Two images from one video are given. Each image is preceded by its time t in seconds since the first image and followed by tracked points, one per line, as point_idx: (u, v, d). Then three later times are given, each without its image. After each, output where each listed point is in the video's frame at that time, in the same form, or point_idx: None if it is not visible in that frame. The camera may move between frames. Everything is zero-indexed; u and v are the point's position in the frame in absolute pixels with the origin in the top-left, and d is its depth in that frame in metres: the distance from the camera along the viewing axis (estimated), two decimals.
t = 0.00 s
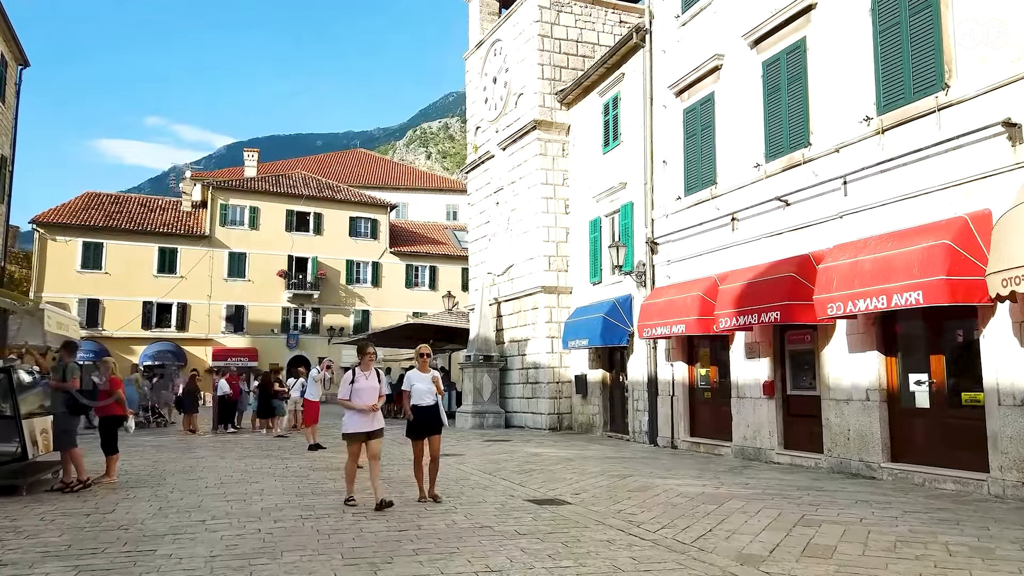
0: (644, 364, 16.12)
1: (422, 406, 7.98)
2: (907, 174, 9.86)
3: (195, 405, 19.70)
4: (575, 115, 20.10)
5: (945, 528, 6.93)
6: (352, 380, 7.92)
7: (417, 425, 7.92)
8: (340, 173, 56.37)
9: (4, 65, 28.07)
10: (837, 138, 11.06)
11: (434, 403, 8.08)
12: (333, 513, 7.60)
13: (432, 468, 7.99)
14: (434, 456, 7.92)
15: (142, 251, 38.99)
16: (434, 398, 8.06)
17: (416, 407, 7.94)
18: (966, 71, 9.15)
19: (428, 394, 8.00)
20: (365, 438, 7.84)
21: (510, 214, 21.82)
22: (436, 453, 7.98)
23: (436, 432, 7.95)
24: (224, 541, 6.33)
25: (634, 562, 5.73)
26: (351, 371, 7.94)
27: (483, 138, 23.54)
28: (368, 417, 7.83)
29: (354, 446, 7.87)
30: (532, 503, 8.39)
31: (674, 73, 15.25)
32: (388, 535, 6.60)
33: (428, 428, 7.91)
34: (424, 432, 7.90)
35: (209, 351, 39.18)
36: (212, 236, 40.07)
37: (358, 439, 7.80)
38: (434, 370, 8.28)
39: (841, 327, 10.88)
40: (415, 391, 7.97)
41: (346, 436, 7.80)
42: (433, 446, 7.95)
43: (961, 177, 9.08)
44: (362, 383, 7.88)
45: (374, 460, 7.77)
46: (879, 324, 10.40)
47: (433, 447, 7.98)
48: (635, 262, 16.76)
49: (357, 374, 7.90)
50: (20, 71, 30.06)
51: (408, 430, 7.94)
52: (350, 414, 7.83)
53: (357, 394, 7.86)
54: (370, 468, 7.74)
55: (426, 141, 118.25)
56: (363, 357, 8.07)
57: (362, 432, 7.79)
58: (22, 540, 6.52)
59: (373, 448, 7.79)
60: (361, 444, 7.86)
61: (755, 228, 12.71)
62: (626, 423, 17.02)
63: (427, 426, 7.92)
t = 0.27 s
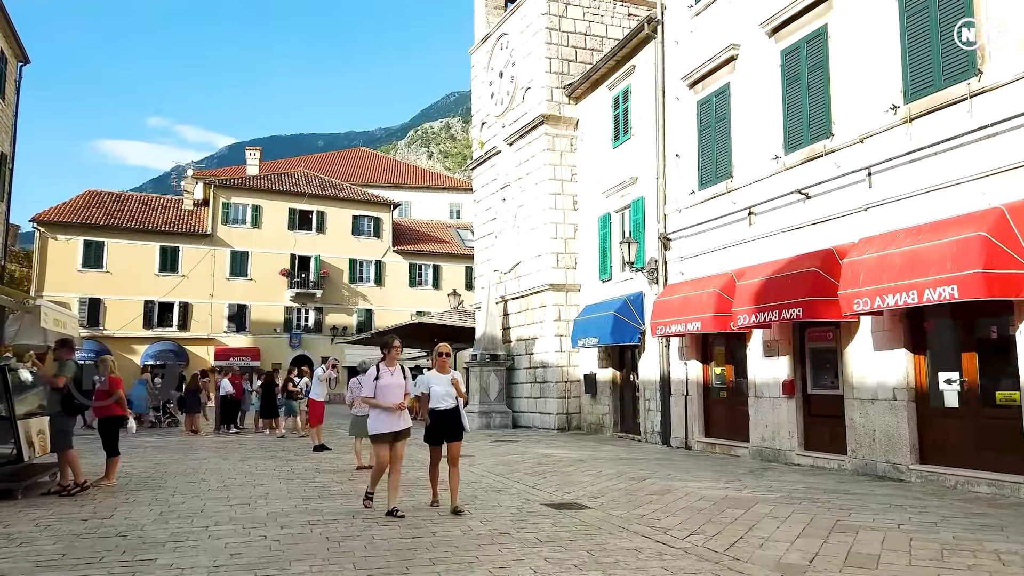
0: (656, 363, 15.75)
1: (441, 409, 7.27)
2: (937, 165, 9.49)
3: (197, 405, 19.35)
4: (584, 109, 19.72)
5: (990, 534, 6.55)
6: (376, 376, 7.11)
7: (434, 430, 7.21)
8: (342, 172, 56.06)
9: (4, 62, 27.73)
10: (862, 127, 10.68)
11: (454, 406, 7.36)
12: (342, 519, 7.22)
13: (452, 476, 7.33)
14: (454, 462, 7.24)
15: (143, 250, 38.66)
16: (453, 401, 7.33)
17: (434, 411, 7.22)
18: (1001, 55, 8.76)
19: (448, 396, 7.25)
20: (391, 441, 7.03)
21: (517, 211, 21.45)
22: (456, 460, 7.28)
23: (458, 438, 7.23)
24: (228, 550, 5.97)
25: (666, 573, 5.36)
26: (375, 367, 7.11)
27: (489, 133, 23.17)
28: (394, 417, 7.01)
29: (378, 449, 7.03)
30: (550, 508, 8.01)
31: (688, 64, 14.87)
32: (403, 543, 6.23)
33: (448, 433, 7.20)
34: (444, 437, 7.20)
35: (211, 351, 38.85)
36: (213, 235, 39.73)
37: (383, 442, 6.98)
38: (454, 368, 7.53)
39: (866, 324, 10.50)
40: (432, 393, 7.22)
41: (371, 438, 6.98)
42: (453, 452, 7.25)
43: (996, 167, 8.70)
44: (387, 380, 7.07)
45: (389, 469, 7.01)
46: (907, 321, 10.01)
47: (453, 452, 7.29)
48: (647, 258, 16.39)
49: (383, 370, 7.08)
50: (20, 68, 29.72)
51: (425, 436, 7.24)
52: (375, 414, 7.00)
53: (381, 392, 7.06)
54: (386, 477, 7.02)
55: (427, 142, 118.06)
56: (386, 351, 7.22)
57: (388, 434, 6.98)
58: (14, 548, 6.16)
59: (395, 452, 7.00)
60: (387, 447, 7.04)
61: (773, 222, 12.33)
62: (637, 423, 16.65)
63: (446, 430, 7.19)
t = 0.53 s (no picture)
0: (666, 362, 15.51)
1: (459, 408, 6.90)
2: (961, 158, 9.22)
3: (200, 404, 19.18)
4: (591, 105, 19.48)
5: None
6: (392, 375, 6.78)
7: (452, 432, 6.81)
8: (344, 170, 55.88)
9: (4, 59, 27.49)
10: (881, 121, 10.42)
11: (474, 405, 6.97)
12: (351, 524, 7.00)
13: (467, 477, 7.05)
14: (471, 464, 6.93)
15: (145, 248, 38.48)
16: (473, 400, 6.93)
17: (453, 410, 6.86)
18: None
19: (467, 393, 6.90)
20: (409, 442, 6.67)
21: (523, 208, 21.20)
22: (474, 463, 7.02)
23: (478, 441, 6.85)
24: (234, 557, 5.74)
25: None
26: (390, 365, 6.82)
27: (494, 130, 22.91)
28: (411, 417, 6.67)
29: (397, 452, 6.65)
30: (565, 512, 7.78)
31: (699, 57, 14.60)
32: (415, 550, 6.00)
33: (468, 435, 6.82)
34: (462, 440, 6.80)
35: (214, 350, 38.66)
36: (216, 233, 39.53)
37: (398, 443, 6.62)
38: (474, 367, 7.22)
39: (886, 321, 10.25)
40: (450, 390, 6.89)
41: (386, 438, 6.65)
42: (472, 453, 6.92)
43: None
44: (403, 379, 6.75)
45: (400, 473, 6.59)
46: (929, 319, 9.75)
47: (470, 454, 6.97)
48: (656, 255, 16.14)
49: (398, 368, 6.77)
50: (21, 65, 29.49)
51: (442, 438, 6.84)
52: (391, 414, 6.69)
53: (397, 391, 6.74)
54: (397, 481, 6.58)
55: (429, 140, 117.88)
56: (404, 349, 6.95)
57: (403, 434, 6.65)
58: (12, 554, 5.94)
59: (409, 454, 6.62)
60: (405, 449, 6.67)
61: (788, 218, 12.09)
62: (646, 423, 16.41)
63: (467, 434, 6.82)
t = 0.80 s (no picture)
0: (680, 361, 15.19)
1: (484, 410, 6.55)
2: (994, 149, 8.90)
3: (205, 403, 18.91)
4: (602, 100, 19.16)
5: None
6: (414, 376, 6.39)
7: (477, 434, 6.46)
8: (348, 168, 55.63)
9: (7, 55, 27.24)
10: (908, 111, 10.09)
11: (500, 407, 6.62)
12: (366, 530, 6.70)
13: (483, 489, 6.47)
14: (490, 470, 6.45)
15: (149, 247, 38.24)
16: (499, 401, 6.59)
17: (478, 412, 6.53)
18: None
19: (494, 393, 6.58)
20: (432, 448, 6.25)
21: (532, 204, 20.88)
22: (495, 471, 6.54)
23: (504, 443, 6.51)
24: (246, 565, 5.44)
25: None
26: (412, 365, 6.43)
27: (502, 126, 22.60)
28: (434, 420, 6.26)
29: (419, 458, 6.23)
30: (588, 517, 7.47)
31: (715, 49, 14.28)
32: (436, 557, 5.70)
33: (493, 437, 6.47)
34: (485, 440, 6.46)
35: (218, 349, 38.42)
36: (220, 231, 39.26)
37: (422, 449, 6.20)
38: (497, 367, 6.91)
39: (915, 319, 9.91)
40: (476, 391, 6.57)
41: (408, 445, 6.22)
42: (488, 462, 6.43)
43: None
44: (426, 379, 6.37)
45: (421, 479, 6.18)
46: (961, 316, 9.41)
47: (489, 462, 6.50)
48: (670, 252, 15.82)
49: (421, 368, 6.38)
50: (24, 62, 29.24)
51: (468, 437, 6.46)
52: (412, 417, 6.27)
53: (419, 393, 6.34)
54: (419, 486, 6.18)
55: (433, 140, 117.64)
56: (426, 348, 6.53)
57: (428, 440, 6.22)
58: (12, 561, 5.65)
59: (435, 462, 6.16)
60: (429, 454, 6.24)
61: (810, 213, 11.77)
62: (660, 424, 16.09)
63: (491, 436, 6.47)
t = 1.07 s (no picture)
0: (695, 362, 14.86)
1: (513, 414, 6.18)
2: None
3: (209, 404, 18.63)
4: (613, 96, 18.83)
5: None
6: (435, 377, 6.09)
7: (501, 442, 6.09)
8: (352, 168, 55.36)
9: (10, 52, 26.97)
10: (937, 104, 9.76)
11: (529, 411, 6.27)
12: (381, 539, 6.40)
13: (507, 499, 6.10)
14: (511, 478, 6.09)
15: (153, 246, 37.98)
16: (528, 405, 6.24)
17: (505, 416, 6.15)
18: None
19: (522, 398, 6.22)
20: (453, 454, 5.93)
21: (541, 202, 20.56)
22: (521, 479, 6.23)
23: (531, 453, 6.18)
24: None
25: None
26: (433, 365, 6.12)
27: (511, 123, 22.29)
28: (455, 425, 5.94)
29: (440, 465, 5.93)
30: (612, 526, 7.14)
31: (731, 43, 13.94)
32: (458, 570, 5.38)
33: (522, 446, 6.12)
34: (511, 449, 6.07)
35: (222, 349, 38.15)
36: (224, 230, 39.01)
37: (443, 456, 5.91)
38: (525, 370, 6.55)
39: (945, 319, 9.57)
40: (503, 393, 6.19)
41: (427, 451, 5.92)
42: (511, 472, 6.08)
43: None
44: (448, 381, 6.05)
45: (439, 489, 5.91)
46: (994, 316, 9.07)
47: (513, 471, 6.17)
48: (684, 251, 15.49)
49: (441, 368, 6.09)
50: (27, 59, 28.98)
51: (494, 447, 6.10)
52: (433, 421, 5.97)
53: (440, 395, 6.03)
54: (438, 499, 5.89)
55: (435, 140, 117.47)
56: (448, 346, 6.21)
57: (448, 446, 5.90)
58: (10, 574, 5.33)
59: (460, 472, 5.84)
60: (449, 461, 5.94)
61: (832, 210, 11.43)
62: (673, 426, 15.75)
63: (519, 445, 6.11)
